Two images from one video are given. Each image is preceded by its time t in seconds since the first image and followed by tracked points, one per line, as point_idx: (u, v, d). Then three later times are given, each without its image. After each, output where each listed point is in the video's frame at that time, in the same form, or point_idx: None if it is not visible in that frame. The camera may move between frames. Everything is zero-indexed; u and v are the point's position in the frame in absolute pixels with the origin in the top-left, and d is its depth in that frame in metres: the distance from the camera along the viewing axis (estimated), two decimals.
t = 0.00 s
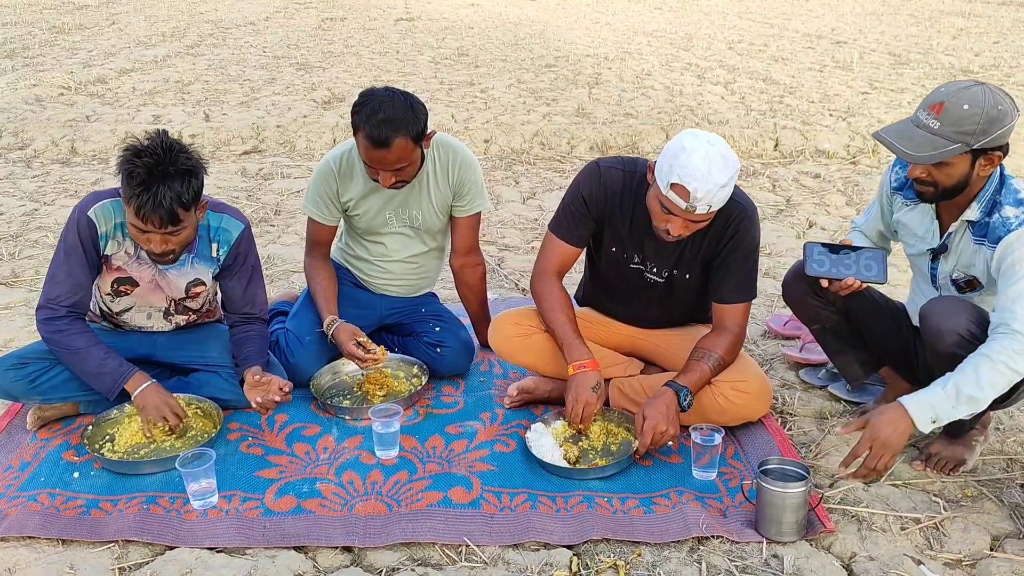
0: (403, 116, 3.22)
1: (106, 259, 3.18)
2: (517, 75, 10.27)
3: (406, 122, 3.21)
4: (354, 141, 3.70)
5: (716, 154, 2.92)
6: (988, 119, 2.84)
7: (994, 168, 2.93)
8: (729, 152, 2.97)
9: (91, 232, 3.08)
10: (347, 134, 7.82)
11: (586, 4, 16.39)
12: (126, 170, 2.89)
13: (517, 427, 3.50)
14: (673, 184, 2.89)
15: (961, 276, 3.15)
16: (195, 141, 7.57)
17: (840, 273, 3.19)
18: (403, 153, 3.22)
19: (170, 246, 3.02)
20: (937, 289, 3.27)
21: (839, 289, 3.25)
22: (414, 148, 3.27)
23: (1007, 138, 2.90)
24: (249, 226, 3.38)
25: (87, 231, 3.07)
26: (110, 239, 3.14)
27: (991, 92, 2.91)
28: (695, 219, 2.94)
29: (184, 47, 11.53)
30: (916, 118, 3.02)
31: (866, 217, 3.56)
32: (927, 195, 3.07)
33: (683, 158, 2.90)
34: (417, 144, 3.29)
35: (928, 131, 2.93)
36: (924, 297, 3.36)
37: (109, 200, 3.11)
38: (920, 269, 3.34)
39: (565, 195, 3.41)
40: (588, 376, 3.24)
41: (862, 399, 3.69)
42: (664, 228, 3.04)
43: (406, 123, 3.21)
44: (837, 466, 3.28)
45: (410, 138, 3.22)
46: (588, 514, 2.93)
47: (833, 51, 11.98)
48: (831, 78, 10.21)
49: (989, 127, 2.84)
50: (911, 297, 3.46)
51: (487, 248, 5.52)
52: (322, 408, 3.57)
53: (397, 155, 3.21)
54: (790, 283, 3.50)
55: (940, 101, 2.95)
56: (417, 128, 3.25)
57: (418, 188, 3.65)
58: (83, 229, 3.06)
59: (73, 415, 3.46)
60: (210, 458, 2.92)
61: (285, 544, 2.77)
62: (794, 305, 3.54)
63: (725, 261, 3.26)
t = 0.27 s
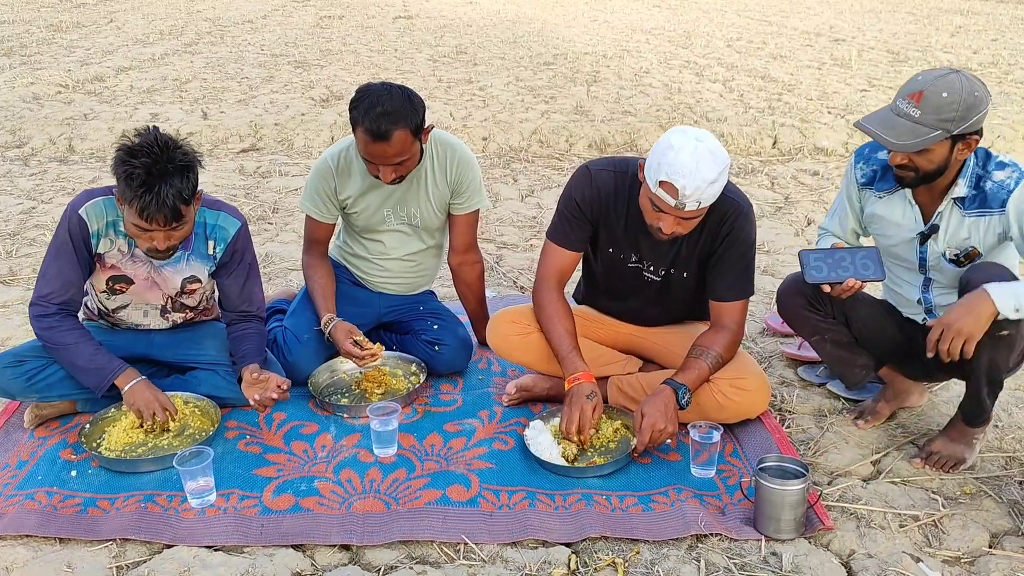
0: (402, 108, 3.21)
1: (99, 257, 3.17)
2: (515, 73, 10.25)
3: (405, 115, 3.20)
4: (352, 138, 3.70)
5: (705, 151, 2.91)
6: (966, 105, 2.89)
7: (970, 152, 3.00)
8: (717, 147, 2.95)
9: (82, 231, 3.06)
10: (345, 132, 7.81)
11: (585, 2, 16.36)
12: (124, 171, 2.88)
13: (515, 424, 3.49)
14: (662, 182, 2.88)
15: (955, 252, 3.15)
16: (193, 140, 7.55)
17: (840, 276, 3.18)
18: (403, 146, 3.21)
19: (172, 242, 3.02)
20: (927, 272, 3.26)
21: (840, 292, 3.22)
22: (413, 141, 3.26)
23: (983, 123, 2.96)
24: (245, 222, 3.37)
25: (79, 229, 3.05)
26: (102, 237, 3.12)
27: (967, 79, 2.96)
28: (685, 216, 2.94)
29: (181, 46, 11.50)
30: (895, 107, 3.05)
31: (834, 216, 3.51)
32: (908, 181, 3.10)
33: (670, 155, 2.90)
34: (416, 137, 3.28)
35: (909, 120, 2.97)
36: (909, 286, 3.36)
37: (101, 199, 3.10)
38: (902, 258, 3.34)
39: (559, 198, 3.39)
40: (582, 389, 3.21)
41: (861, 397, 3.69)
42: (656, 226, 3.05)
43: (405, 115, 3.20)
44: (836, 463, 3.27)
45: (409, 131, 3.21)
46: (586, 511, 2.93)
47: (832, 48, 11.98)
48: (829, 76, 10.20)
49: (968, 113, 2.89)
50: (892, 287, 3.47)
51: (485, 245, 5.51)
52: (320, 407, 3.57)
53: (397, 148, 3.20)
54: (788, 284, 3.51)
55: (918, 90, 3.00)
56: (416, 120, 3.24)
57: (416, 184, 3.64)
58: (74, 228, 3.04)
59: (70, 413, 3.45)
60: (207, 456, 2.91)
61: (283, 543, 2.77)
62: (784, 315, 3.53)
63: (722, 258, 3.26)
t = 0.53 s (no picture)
0: (400, 106, 3.21)
1: (92, 262, 3.17)
2: (514, 72, 10.25)
3: (406, 112, 3.20)
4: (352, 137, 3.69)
5: (689, 152, 2.90)
6: (965, 95, 2.91)
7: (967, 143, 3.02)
8: (703, 147, 2.95)
9: (73, 236, 3.07)
10: (344, 131, 7.81)
11: (584, 2, 16.36)
12: (121, 179, 2.86)
13: (515, 424, 3.49)
14: (647, 182, 2.88)
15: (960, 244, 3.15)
16: (192, 139, 7.54)
17: (836, 284, 3.17)
18: (405, 143, 3.21)
19: (178, 243, 3.04)
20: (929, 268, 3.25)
21: (837, 300, 3.20)
22: (415, 137, 3.26)
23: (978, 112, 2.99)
24: (242, 223, 3.35)
25: (69, 235, 3.06)
26: (94, 242, 3.12)
27: (959, 70, 2.99)
28: (674, 216, 2.94)
29: (180, 45, 11.49)
30: (893, 102, 3.04)
31: (827, 221, 3.45)
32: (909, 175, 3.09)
33: (655, 157, 2.90)
34: (416, 133, 3.29)
35: (910, 112, 2.96)
36: (913, 283, 3.34)
37: (92, 203, 3.09)
38: (902, 255, 3.32)
39: (554, 201, 3.40)
40: (585, 385, 3.21)
41: (860, 396, 3.69)
42: (646, 225, 3.05)
43: (404, 113, 3.20)
44: (835, 462, 3.28)
45: (410, 128, 3.21)
46: (586, 511, 2.93)
47: (831, 48, 11.98)
48: (828, 75, 10.21)
49: (967, 103, 2.91)
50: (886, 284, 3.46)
51: (484, 244, 5.51)
52: (319, 406, 3.57)
53: (399, 146, 3.20)
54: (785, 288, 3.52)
55: (915, 84, 3.00)
56: (415, 118, 3.25)
57: (414, 184, 3.64)
58: (65, 234, 3.05)
59: (69, 413, 3.45)
60: (207, 455, 2.91)
61: (282, 542, 2.76)
62: (777, 312, 3.55)
63: (719, 258, 3.26)
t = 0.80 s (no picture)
0: (406, 101, 3.21)
1: (85, 265, 3.17)
2: (514, 72, 10.25)
3: (411, 107, 3.20)
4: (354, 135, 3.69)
5: (677, 145, 2.90)
6: (978, 102, 2.92)
7: (979, 151, 3.02)
8: (693, 141, 2.95)
9: (65, 241, 3.07)
10: (344, 131, 7.81)
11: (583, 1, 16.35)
12: (109, 178, 2.86)
13: (514, 424, 3.49)
14: (635, 174, 2.90)
15: (965, 249, 3.13)
16: (191, 139, 7.54)
17: (829, 304, 3.19)
18: (409, 137, 3.21)
19: (169, 241, 3.03)
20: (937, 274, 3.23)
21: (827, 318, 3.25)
22: (418, 133, 3.26)
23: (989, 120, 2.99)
24: (236, 223, 3.35)
25: (61, 239, 3.06)
26: (86, 246, 3.12)
27: (973, 77, 2.99)
28: (661, 210, 2.95)
29: (180, 45, 11.49)
30: (905, 110, 3.04)
31: (842, 220, 3.50)
32: (923, 183, 3.08)
33: (643, 149, 2.92)
34: (420, 129, 3.29)
35: (924, 121, 2.96)
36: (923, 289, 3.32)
37: (82, 207, 3.10)
38: (913, 261, 3.31)
39: (551, 202, 3.40)
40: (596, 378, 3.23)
41: (860, 396, 3.69)
42: (635, 218, 3.06)
43: (410, 108, 3.20)
44: (835, 463, 3.27)
45: (414, 122, 3.21)
46: (585, 511, 2.93)
47: (831, 48, 11.97)
48: (828, 75, 10.21)
49: (981, 111, 2.92)
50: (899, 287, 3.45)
51: (484, 244, 5.51)
52: (319, 406, 3.56)
53: (403, 139, 3.20)
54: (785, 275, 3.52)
55: (928, 91, 3.00)
56: (420, 113, 3.25)
57: (415, 183, 3.64)
58: (57, 238, 3.06)
59: (68, 413, 3.45)
60: (206, 456, 2.91)
61: (281, 543, 2.76)
62: (772, 305, 3.59)
63: (717, 258, 3.26)
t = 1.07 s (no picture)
0: (410, 103, 3.21)
1: (84, 267, 3.18)
2: (514, 73, 10.25)
3: (414, 109, 3.20)
4: (355, 135, 3.68)
5: (674, 146, 2.91)
6: (997, 123, 2.84)
7: (998, 168, 2.95)
8: (690, 140, 2.95)
9: (62, 242, 3.07)
10: (344, 131, 7.81)
11: (584, 2, 16.35)
12: (99, 172, 2.87)
13: (515, 425, 3.49)
14: (633, 177, 2.90)
15: (975, 263, 3.09)
16: (192, 140, 7.54)
17: (829, 312, 3.20)
18: (409, 139, 3.20)
19: (159, 238, 3.01)
20: (948, 284, 3.22)
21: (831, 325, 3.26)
22: (419, 136, 3.25)
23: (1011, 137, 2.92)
24: (235, 224, 3.35)
25: (58, 241, 3.07)
26: (83, 247, 3.12)
27: (997, 94, 2.91)
28: (662, 211, 2.94)
29: (180, 45, 11.49)
30: (922, 123, 2.99)
31: (854, 220, 3.51)
32: (935, 196, 3.05)
33: (640, 151, 2.93)
34: (422, 133, 3.28)
35: (939, 138, 2.90)
36: (932, 297, 3.30)
37: (79, 208, 3.10)
38: (924, 268, 3.30)
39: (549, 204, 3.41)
40: (575, 359, 3.29)
41: (860, 397, 3.69)
42: (637, 221, 3.06)
43: (414, 110, 3.20)
44: (835, 464, 3.27)
45: (416, 125, 3.21)
46: (586, 512, 2.93)
47: (831, 48, 11.97)
48: (828, 75, 10.21)
49: (1000, 131, 2.85)
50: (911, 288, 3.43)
51: (484, 245, 5.51)
52: (319, 407, 3.56)
53: (403, 141, 3.19)
54: (791, 268, 3.58)
55: (947, 107, 2.94)
56: (424, 117, 3.24)
57: (415, 184, 3.64)
58: (54, 239, 3.06)
59: (68, 415, 3.44)
60: (206, 457, 2.91)
61: (281, 544, 2.76)
62: (776, 298, 3.65)
63: (717, 259, 3.25)
